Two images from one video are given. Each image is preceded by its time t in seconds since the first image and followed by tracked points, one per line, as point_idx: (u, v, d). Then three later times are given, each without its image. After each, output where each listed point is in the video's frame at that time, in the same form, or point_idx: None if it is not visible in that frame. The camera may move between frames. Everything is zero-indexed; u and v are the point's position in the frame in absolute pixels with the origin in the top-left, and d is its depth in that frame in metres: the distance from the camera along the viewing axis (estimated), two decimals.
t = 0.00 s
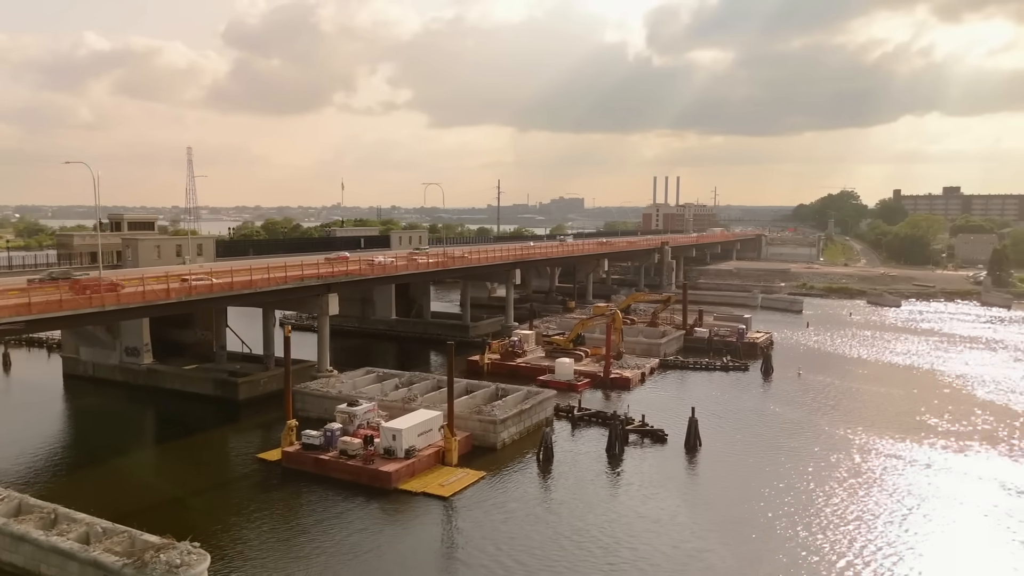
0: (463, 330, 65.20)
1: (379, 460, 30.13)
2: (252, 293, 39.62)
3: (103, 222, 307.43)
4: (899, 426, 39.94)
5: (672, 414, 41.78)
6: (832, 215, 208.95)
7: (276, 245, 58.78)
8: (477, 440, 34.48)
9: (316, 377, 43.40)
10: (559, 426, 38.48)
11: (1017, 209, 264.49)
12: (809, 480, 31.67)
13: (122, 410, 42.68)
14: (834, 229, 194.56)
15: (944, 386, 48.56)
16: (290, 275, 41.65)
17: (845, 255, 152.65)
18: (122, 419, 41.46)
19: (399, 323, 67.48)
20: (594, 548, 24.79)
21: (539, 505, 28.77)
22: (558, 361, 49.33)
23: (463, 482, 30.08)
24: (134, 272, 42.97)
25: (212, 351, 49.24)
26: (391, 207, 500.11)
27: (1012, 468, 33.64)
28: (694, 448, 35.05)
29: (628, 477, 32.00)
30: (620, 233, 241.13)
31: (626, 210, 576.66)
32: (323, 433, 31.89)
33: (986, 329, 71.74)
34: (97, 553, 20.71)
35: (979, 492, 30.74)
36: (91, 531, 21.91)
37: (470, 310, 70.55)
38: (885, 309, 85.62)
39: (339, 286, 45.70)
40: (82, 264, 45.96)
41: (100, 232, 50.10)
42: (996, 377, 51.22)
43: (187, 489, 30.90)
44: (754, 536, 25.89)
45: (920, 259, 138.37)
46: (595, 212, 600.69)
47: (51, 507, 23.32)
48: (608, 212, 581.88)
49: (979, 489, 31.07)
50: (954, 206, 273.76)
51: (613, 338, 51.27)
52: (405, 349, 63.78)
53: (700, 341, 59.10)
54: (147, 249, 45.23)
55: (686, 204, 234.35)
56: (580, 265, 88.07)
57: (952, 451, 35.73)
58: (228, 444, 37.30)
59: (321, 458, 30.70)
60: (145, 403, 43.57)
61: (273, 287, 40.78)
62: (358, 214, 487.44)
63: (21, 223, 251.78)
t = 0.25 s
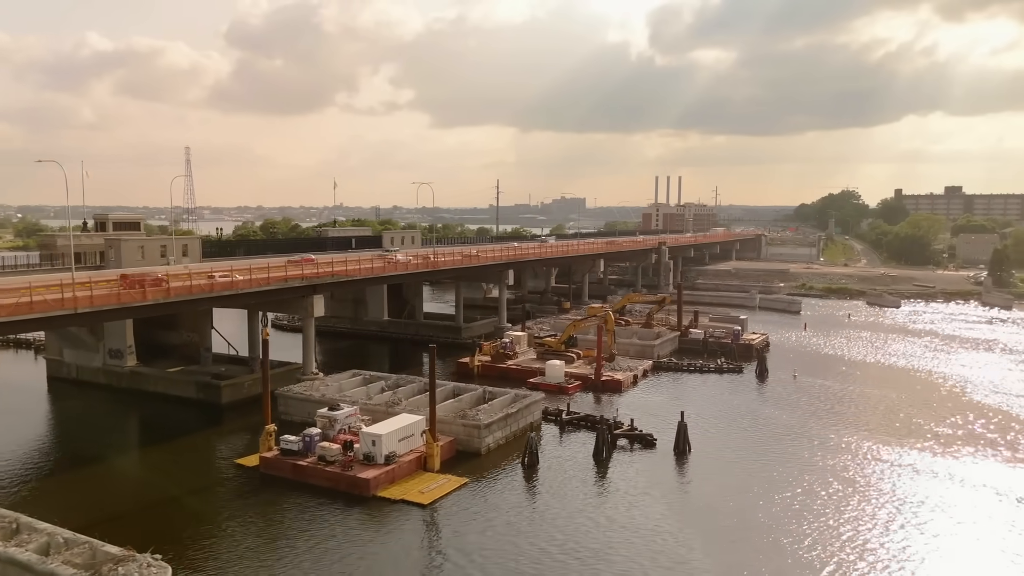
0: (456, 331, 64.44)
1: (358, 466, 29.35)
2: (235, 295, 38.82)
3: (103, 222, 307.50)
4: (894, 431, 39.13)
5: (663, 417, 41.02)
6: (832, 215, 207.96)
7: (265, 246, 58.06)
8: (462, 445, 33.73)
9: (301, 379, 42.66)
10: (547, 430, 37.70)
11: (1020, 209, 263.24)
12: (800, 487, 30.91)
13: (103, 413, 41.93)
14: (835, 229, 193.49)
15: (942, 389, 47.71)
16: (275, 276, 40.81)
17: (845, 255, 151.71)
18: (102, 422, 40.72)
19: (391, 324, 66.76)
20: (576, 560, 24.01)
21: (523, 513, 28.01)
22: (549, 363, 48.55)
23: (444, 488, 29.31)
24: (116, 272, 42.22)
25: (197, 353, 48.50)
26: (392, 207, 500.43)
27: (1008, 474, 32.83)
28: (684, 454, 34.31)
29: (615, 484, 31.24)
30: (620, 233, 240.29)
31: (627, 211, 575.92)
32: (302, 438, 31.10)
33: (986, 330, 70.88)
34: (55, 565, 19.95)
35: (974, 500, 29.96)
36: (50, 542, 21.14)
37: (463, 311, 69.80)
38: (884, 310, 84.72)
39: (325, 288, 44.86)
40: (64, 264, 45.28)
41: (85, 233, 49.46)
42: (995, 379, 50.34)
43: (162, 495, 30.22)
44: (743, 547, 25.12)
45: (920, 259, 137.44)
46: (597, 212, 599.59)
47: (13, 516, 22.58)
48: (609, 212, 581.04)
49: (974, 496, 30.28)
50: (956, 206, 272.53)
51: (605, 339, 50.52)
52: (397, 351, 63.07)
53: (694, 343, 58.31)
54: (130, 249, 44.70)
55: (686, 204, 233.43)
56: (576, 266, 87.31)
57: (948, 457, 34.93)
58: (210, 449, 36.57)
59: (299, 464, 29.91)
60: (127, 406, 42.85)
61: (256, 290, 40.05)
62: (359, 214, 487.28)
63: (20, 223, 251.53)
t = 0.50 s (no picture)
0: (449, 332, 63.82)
1: (339, 472, 28.69)
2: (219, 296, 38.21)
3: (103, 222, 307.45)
4: (890, 434, 38.41)
5: (655, 420, 40.35)
6: (834, 214, 207.01)
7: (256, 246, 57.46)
8: (447, 450, 33.03)
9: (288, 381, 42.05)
10: (536, 434, 37.01)
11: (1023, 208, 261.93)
12: (792, 493, 30.20)
13: (87, 415, 41.32)
14: (836, 229, 192.60)
15: (940, 391, 46.96)
16: (261, 277, 40.11)
17: (846, 255, 150.83)
18: (86, 424, 40.09)
19: (385, 325, 66.15)
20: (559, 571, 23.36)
21: (506, 519, 27.34)
22: (541, 365, 47.91)
23: (427, 494, 28.63)
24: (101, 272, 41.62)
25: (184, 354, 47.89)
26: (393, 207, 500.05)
27: (1006, 479, 32.11)
28: (675, 458, 33.61)
29: (603, 489, 30.56)
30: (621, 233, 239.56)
31: (629, 210, 574.98)
32: (283, 443, 30.44)
33: (987, 330, 70.06)
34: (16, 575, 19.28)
35: (971, 505, 29.23)
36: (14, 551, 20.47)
37: (457, 311, 69.18)
38: (883, 311, 83.93)
39: (313, 289, 44.30)
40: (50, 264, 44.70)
41: (72, 232, 48.87)
42: (994, 381, 49.56)
43: (140, 501, 29.48)
44: (732, 557, 24.43)
45: (922, 259, 136.51)
46: (598, 212, 598.59)
47: None
48: (610, 212, 580.10)
49: (970, 502, 29.56)
50: (959, 205, 271.30)
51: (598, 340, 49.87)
52: (389, 352, 62.45)
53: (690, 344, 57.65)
54: (116, 249, 44.11)
55: (687, 203, 232.56)
56: (572, 265, 86.67)
57: (944, 461, 34.20)
58: (193, 452, 35.94)
59: (279, 469, 29.26)
60: (112, 409, 42.24)
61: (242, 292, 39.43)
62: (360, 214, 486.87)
63: (20, 223, 251.37)
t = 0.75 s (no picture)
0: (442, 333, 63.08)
1: (316, 478, 27.96)
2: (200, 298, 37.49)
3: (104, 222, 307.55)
4: (886, 438, 37.51)
5: (646, 424, 39.54)
6: (836, 214, 205.76)
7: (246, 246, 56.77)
8: (431, 455, 32.25)
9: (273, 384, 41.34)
10: (524, 438, 36.23)
11: None
12: (783, 501, 29.35)
13: (69, 418, 40.64)
14: (838, 228, 191.32)
15: (938, 393, 46.02)
16: (244, 278, 39.28)
17: (848, 255, 149.66)
18: (67, 426, 39.42)
19: (377, 326, 65.44)
20: None
21: (487, 528, 26.56)
22: (531, 367, 47.12)
23: (406, 502, 27.89)
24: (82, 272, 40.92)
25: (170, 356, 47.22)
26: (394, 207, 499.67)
27: (1004, 485, 31.22)
28: (664, 464, 32.81)
29: (589, 497, 29.77)
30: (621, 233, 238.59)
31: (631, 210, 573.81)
32: (261, 448, 29.70)
33: (988, 331, 69.05)
34: None
35: (965, 514, 28.35)
36: None
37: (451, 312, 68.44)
38: (884, 311, 82.88)
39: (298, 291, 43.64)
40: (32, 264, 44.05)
41: (56, 233, 48.23)
42: (995, 384, 48.61)
43: (112, 506, 28.66)
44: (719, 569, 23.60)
45: (924, 259, 135.32)
46: (601, 211, 597.51)
47: None
48: (612, 212, 578.97)
49: (965, 510, 28.69)
50: (962, 205, 269.69)
51: (590, 342, 49.08)
52: (381, 353, 61.73)
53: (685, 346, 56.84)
54: (99, 249, 43.40)
55: (688, 203, 231.40)
56: (569, 265, 85.86)
57: (940, 466, 33.33)
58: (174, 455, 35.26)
59: (255, 475, 28.53)
60: (94, 411, 41.58)
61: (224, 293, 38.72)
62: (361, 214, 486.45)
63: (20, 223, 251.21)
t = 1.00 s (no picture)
0: (436, 334, 62.45)
1: (295, 484, 27.31)
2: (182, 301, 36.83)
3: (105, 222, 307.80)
4: (882, 442, 36.79)
5: (638, 427, 38.84)
6: (837, 214, 204.69)
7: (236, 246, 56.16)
8: (415, 460, 31.59)
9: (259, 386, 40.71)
10: (512, 443, 35.54)
11: None
12: (775, 510, 28.66)
13: (53, 419, 40.08)
14: (839, 228, 190.32)
15: (936, 396, 45.27)
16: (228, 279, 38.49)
17: (849, 254, 148.70)
18: (51, 428, 38.86)
19: (370, 327, 64.84)
20: None
21: (470, 538, 25.92)
22: (523, 369, 46.46)
23: (387, 508, 27.25)
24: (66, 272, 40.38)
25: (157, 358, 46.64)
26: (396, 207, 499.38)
27: (1002, 492, 30.51)
28: (653, 470, 32.15)
29: (577, 505, 29.12)
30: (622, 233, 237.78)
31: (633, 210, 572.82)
32: (240, 453, 29.05)
33: (989, 332, 68.22)
34: None
35: (962, 523, 27.63)
36: None
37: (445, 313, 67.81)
38: (884, 312, 82.09)
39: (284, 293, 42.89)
40: (17, 264, 43.53)
41: (43, 233, 47.73)
42: (995, 387, 47.83)
43: (89, 510, 28.05)
44: None
45: (926, 259, 134.34)
46: (603, 211, 596.51)
47: None
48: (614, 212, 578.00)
49: (962, 519, 27.96)
50: (965, 204, 268.34)
51: (583, 344, 48.40)
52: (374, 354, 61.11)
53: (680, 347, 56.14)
54: (83, 249, 42.95)
55: (689, 203, 230.56)
56: (565, 265, 85.19)
57: (937, 472, 32.61)
58: (158, 457, 34.69)
59: (233, 480, 27.89)
60: (78, 413, 41.02)
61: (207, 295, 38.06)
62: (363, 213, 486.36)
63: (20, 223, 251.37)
